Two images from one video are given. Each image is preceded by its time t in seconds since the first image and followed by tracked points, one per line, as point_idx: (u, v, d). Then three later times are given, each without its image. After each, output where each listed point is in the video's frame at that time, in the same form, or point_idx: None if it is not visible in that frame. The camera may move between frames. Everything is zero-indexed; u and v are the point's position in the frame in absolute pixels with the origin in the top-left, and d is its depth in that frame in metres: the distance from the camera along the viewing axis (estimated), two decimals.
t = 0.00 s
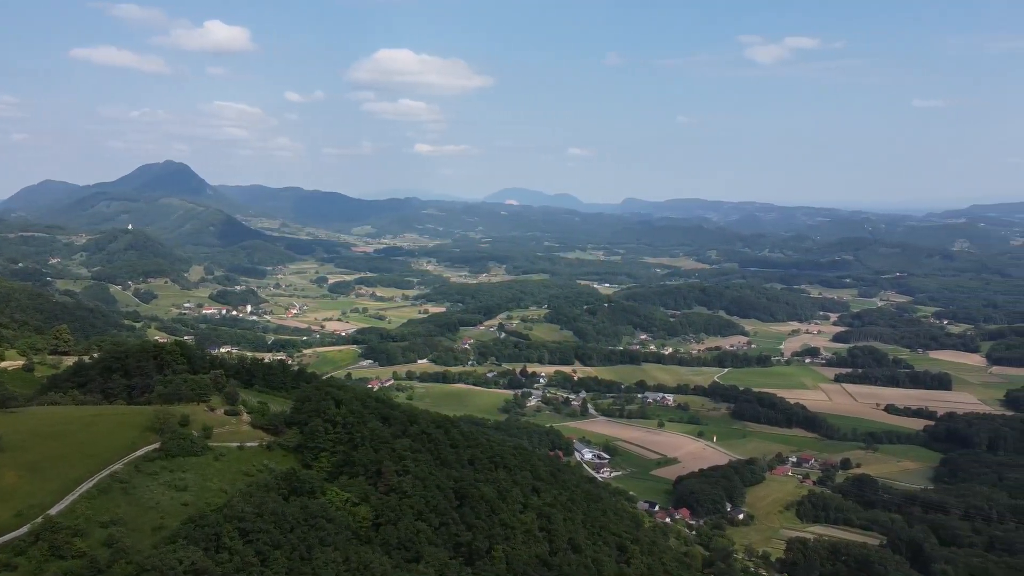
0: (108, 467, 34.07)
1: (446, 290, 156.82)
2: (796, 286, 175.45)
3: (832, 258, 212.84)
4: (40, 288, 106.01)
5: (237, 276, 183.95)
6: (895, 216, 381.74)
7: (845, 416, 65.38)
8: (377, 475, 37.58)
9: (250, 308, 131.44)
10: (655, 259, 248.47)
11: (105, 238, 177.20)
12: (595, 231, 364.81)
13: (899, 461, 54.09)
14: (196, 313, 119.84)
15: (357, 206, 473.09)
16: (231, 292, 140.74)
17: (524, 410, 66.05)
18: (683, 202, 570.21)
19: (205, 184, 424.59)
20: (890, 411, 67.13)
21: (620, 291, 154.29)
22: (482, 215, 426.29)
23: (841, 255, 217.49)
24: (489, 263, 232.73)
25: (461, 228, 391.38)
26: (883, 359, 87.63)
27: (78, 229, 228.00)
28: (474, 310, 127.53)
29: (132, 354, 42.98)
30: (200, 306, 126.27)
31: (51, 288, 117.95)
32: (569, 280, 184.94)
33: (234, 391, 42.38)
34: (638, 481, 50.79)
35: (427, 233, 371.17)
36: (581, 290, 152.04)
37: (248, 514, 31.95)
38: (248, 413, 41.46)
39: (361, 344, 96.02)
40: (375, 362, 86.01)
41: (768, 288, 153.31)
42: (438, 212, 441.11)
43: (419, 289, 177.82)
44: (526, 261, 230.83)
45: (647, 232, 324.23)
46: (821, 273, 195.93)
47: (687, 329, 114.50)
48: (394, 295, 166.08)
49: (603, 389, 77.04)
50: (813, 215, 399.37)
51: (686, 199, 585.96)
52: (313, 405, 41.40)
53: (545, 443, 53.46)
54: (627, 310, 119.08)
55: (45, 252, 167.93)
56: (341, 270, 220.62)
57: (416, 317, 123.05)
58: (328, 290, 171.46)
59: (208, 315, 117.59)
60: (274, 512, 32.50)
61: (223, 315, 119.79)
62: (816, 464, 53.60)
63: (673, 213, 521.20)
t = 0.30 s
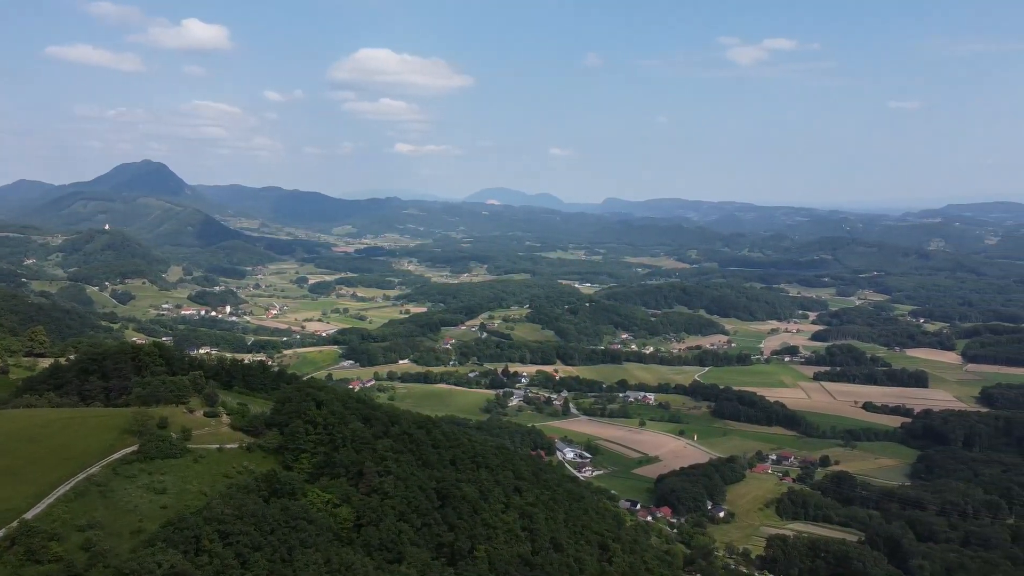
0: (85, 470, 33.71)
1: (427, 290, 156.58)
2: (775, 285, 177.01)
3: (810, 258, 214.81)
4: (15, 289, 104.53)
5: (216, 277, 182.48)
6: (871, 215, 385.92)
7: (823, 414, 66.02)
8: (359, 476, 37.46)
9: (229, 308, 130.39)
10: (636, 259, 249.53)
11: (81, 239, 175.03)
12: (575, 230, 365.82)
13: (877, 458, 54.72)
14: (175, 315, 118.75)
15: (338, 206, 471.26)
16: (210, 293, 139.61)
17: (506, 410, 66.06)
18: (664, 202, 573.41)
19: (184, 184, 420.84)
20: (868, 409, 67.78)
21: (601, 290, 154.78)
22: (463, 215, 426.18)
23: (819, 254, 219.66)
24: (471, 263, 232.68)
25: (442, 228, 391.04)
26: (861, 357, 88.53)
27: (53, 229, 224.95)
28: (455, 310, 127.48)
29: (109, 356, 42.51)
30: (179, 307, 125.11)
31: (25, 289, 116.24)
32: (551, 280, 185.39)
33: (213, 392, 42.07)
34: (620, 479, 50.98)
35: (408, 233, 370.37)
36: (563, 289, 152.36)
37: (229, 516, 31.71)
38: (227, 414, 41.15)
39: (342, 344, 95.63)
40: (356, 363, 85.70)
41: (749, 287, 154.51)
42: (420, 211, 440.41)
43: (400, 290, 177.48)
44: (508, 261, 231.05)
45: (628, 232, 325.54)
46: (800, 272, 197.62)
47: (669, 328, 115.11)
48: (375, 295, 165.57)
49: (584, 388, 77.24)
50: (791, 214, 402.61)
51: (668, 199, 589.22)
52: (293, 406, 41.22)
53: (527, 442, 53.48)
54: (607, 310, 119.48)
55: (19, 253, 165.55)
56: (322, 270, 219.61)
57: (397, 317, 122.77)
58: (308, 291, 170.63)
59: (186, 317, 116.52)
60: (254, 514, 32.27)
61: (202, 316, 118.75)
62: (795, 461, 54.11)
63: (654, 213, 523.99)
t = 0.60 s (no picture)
0: (61, 474, 33.35)
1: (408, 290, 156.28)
2: (755, 284, 178.39)
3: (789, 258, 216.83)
4: None
5: (195, 277, 180.96)
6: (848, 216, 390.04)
7: (803, 412, 66.60)
8: (340, 477, 37.28)
9: (208, 309, 129.32)
10: (618, 259, 250.45)
11: (56, 240, 172.94)
12: (556, 230, 366.59)
13: (855, 455, 55.32)
14: (153, 316, 117.66)
15: (320, 206, 469.14)
16: (189, 293, 138.45)
17: (488, 410, 66.06)
18: (646, 202, 576.14)
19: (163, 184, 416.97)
20: (846, 407, 68.45)
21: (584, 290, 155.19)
22: (445, 215, 425.91)
23: (799, 254, 221.63)
24: (452, 263, 232.44)
25: (423, 227, 390.58)
26: (839, 355, 89.45)
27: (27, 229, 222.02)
28: (437, 310, 127.35)
29: (87, 358, 42.07)
30: (157, 308, 123.93)
31: None
32: (532, 280, 185.67)
33: (192, 394, 41.73)
34: (602, 479, 51.15)
35: (389, 233, 369.45)
36: (544, 289, 152.57)
37: (208, 519, 31.43)
38: (207, 416, 40.87)
39: (323, 345, 95.20)
40: (337, 364, 85.37)
41: (730, 287, 155.63)
42: (402, 211, 439.61)
43: (381, 290, 177.02)
44: (489, 261, 231.08)
45: (609, 231, 326.62)
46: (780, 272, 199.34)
47: (651, 327, 115.62)
48: (356, 295, 165.01)
49: (566, 388, 77.41)
50: (770, 214, 405.79)
51: (650, 199, 592.23)
52: (273, 407, 40.94)
53: (509, 442, 53.50)
54: (589, 309, 119.83)
55: None
56: (302, 270, 218.47)
57: (378, 318, 122.43)
58: (288, 291, 169.69)
59: (164, 318, 115.41)
60: (234, 516, 32.01)
61: (180, 317, 117.68)
62: (775, 459, 54.55)
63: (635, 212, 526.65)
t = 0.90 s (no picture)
0: (37, 478, 32.95)
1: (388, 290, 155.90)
2: (735, 284, 179.71)
3: (770, 257, 218.66)
4: None
5: (173, 278, 179.36)
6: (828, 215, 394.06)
7: (782, 411, 67.19)
8: (321, 479, 37.11)
9: (187, 310, 128.20)
10: (599, 259, 251.32)
11: (31, 240, 170.71)
12: (537, 230, 367.16)
13: (834, 453, 55.89)
14: (130, 317, 116.47)
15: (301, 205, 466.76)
16: (167, 294, 137.18)
17: (470, 410, 66.08)
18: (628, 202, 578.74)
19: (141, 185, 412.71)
20: (825, 405, 69.13)
21: (566, 289, 155.55)
22: (426, 214, 425.33)
23: (778, 253, 223.59)
24: (433, 263, 232.11)
25: (404, 227, 389.77)
26: (818, 354, 90.35)
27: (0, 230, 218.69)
28: (418, 310, 127.20)
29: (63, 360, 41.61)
30: (135, 309, 122.63)
31: None
32: (513, 279, 185.92)
33: (171, 396, 41.39)
34: (584, 478, 51.33)
35: (370, 233, 368.23)
36: (525, 289, 152.78)
37: (188, 522, 31.17)
38: (186, 418, 40.55)
39: (304, 346, 94.73)
40: (317, 364, 85.00)
41: (711, 286, 156.71)
42: (383, 211, 438.46)
43: (362, 290, 176.48)
44: (471, 261, 231.00)
45: (590, 231, 327.54)
46: (761, 271, 200.93)
47: (633, 327, 116.14)
48: (336, 296, 164.39)
49: (547, 387, 77.55)
50: (749, 214, 409.07)
51: (631, 199, 595.02)
52: (254, 408, 40.68)
53: (491, 442, 53.54)
54: (570, 309, 120.20)
55: None
56: (282, 271, 217.19)
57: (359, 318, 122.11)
58: (267, 291, 168.66)
59: (142, 319, 114.29)
60: (214, 518, 31.76)
61: (158, 318, 116.59)
62: (755, 458, 54.97)
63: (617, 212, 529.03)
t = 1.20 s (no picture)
0: (13, 481, 32.54)
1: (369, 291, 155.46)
2: (716, 283, 180.93)
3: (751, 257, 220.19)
4: None
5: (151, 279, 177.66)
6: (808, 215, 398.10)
7: (762, 409, 67.73)
8: (303, 481, 36.94)
9: (166, 311, 127.06)
10: (581, 258, 252.10)
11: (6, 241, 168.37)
12: (519, 230, 367.58)
13: (812, 451, 56.45)
14: (107, 318, 115.25)
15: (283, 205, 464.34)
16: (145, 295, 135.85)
17: (451, 410, 66.06)
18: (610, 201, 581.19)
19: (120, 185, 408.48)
20: (804, 403, 69.74)
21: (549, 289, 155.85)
22: (408, 214, 424.72)
23: (759, 253, 225.27)
24: (415, 262, 231.73)
25: (386, 227, 388.80)
26: (797, 353, 91.17)
27: None
28: (400, 310, 127.04)
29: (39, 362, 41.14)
30: (112, 311, 121.30)
31: None
32: (495, 279, 186.09)
33: (149, 398, 41.05)
34: (565, 478, 51.49)
35: (352, 233, 367.02)
36: (506, 289, 152.93)
37: (167, 525, 30.88)
38: (165, 420, 40.23)
39: (285, 347, 94.24)
40: (298, 365, 84.62)
41: (693, 286, 157.63)
42: (364, 211, 437.13)
43: (343, 290, 175.88)
44: (453, 261, 230.74)
45: (572, 231, 328.40)
46: (742, 270, 202.41)
47: (615, 326, 116.56)
48: (317, 296, 163.72)
49: (529, 387, 77.65)
50: (730, 214, 412.35)
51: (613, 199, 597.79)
52: (233, 410, 40.44)
53: (473, 443, 53.55)
54: (553, 309, 120.44)
55: None
56: (262, 271, 215.81)
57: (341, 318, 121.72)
58: (247, 292, 167.49)
59: (121, 320, 113.08)
60: (193, 521, 31.52)
61: (136, 319, 115.51)
62: (736, 456, 55.38)
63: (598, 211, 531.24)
